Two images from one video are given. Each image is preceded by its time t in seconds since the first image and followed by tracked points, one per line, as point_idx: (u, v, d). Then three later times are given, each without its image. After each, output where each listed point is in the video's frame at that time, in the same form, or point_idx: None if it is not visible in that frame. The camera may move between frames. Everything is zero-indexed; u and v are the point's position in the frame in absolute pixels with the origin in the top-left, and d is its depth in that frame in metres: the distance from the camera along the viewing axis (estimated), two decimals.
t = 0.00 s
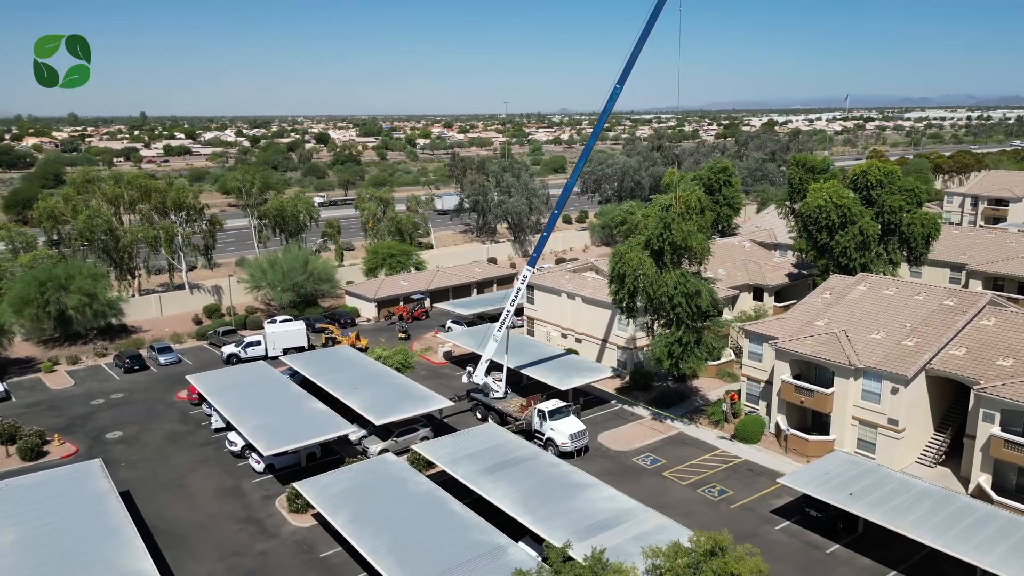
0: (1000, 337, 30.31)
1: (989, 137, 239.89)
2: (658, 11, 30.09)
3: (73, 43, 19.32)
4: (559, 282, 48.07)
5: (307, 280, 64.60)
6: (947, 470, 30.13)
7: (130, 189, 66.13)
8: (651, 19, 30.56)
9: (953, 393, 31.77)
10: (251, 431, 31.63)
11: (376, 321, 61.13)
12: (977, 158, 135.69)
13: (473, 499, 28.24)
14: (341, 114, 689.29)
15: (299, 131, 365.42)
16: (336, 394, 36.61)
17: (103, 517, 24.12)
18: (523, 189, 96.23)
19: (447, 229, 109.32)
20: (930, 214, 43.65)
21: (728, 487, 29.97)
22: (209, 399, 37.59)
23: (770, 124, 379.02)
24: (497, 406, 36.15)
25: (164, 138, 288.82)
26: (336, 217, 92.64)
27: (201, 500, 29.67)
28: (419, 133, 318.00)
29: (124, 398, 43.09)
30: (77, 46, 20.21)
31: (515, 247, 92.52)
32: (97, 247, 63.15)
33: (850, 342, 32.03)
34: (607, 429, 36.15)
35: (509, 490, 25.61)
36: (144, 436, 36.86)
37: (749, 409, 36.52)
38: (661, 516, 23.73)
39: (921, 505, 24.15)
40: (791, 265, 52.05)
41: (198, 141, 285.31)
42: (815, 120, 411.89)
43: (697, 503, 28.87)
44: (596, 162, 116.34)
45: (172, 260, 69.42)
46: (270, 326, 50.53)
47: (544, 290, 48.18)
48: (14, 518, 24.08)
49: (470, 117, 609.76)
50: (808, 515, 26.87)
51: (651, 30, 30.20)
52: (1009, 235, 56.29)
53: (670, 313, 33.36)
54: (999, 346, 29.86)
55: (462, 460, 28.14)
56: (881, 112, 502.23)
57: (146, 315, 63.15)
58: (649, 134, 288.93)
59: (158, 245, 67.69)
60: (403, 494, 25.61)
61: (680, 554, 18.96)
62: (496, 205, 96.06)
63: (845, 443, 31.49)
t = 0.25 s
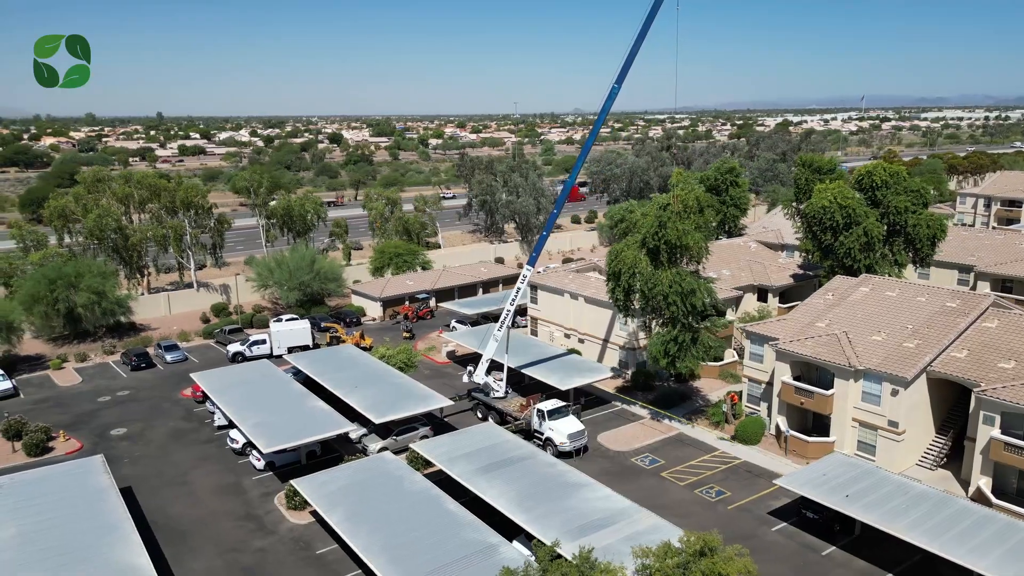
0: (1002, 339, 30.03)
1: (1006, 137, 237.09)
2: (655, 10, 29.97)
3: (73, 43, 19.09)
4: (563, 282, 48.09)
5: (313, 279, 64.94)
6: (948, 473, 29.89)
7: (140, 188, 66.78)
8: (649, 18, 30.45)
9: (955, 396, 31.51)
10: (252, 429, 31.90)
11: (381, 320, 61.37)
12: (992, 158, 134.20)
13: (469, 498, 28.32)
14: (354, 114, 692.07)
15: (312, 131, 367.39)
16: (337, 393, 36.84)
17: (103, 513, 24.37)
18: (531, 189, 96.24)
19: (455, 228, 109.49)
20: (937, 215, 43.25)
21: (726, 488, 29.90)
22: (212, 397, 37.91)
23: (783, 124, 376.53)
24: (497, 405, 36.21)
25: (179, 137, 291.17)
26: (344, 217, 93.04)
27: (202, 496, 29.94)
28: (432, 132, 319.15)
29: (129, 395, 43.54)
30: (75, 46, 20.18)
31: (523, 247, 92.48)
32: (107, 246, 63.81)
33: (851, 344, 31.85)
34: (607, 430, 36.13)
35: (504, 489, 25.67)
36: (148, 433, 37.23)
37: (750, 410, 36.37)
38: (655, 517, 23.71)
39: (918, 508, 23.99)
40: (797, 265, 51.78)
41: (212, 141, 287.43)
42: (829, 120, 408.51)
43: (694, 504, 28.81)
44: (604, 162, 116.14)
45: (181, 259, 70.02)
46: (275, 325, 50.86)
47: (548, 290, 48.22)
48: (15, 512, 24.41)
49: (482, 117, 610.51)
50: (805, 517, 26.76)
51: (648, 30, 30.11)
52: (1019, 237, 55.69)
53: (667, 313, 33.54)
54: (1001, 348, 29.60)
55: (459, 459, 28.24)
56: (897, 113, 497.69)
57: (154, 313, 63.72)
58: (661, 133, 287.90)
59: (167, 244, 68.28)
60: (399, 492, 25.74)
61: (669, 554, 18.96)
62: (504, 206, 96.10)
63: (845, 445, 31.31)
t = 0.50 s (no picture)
0: (1005, 342, 29.77)
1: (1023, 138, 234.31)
2: (653, 10, 30.20)
3: (73, 44, 18.86)
4: (566, 282, 48.11)
5: (318, 277, 65.36)
6: (948, 476, 29.67)
7: (150, 188, 67.42)
8: (647, 17, 30.65)
9: (956, 398, 31.26)
10: (253, 426, 32.16)
11: (387, 320, 61.62)
12: (1007, 159, 132.71)
13: (466, 496, 28.44)
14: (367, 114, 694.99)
15: (326, 131, 369.48)
16: (338, 391, 37.07)
17: (102, 508, 24.66)
18: (539, 189, 96.25)
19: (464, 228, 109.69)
20: (942, 216, 42.86)
21: (724, 489, 29.82)
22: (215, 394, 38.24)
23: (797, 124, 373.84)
24: (497, 405, 36.29)
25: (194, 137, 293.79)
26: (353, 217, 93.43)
27: (202, 493, 30.23)
28: (445, 133, 319.73)
29: (135, 392, 44.00)
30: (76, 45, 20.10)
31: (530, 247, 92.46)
32: (117, 244, 64.48)
33: (852, 345, 31.67)
34: (607, 430, 36.12)
35: (500, 488, 25.75)
36: (152, 430, 37.61)
37: (751, 411, 36.22)
38: (649, 518, 23.70)
39: (915, 511, 23.83)
40: (802, 266, 51.48)
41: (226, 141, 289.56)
42: (853, 120, 402.07)
43: (691, 504, 28.77)
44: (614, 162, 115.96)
45: (190, 258, 70.63)
46: (280, 324, 51.22)
47: (551, 290, 48.27)
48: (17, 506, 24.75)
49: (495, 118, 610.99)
50: (802, 519, 26.63)
51: (647, 29, 30.34)
52: None
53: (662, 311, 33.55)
54: (1003, 350, 29.33)
55: (457, 458, 28.34)
56: (913, 113, 492.45)
57: (163, 311, 64.31)
58: (674, 133, 286.95)
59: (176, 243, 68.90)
60: (395, 490, 25.88)
61: (658, 553, 18.96)
62: (512, 206, 96.15)
63: (845, 447, 31.13)
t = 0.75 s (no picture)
0: (1007, 344, 29.50)
1: None
2: (650, 9, 30.25)
3: (73, 43, 18.67)
4: (570, 282, 48.13)
5: (324, 277, 65.70)
6: (949, 479, 29.47)
7: (159, 187, 68.03)
8: (645, 17, 30.71)
9: (958, 400, 31.02)
10: (253, 424, 32.42)
11: (392, 319, 61.85)
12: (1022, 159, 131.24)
13: (463, 495, 28.55)
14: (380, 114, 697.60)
15: (338, 131, 371.18)
16: (340, 389, 37.29)
17: (102, 503, 25.03)
18: (547, 189, 96.23)
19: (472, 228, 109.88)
20: (948, 217, 42.49)
21: (722, 490, 29.75)
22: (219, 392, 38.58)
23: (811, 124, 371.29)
24: (497, 404, 36.35)
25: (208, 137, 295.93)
26: (360, 216, 93.83)
27: (203, 489, 30.51)
28: (457, 132, 320.40)
29: (141, 389, 44.46)
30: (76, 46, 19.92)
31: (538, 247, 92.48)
32: (126, 243, 65.08)
33: (852, 346, 31.52)
34: (607, 430, 36.12)
35: (495, 487, 25.84)
36: (156, 427, 38.01)
37: (752, 412, 36.08)
38: (643, 518, 23.70)
39: (911, 514, 23.69)
40: (807, 267, 51.20)
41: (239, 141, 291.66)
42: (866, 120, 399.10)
43: (688, 505, 28.73)
44: (622, 163, 115.86)
45: (198, 257, 71.17)
46: (285, 322, 51.54)
47: (554, 290, 48.29)
48: (19, 501, 25.15)
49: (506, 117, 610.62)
50: (798, 520, 26.55)
51: (643, 28, 30.45)
52: None
53: (656, 310, 33.78)
54: (1005, 352, 29.07)
55: (454, 456, 28.46)
56: (929, 113, 487.56)
57: (171, 310, 64.86)
58: (686, 133, 285.93)
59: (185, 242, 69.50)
60: (391, 489, 26.02)
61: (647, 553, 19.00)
62: (519, 206, 96.17)
63: (845, 449, 31.00)
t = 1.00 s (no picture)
0: (1009, 346, 29.25)
1: None
2: (648, 9, 30.43)
3: (73, 43, 18.39)
4: (574, 282, 48.16)
5: (331, 276, 66.04)
6: (950, 482, 29.25)
7: (168, 186, 68.67)
8: (644, 17, 30.85)
9: (960, 403, 30.78)
10: (255, 421, 32.73)
11: (398, 318, 62.12)
12: None
13: (461, 494, 28.66)
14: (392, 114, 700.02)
15: (351, 130, 372.97)
16: (341, 388, 37.55)
17: (102, 498, 25.31)
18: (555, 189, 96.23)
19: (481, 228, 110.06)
20: (955, 218, 42.10)
21: (720, 491, 29.69)
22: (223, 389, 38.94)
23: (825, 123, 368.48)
24: (498, 404, 36.44)
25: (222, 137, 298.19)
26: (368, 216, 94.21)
27: (204, 486, 30.81)
28: (470, 132, 320.93)
29: (148, 387, 44.92)
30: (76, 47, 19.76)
31: (545, 247, 92.51)
32: (136, 242, 65.73)
33: (853, 348, 31.35)
34: (608, 430, 36.12)
35: (491, 486, 25.94)
36: (161, 424, 38.41)
37: (753, 413, 35.95)
38: (637, 518, 23.71)
39: (907, 516, 23.57)
40: (813, 268, 50.92)
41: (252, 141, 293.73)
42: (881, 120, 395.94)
43: (686, 506, 28.69)
44: (631, 163, 115.66)
45: (207, 256, 71.77)
46: (291, 321, 51.89)
47: (558, 290, 48.31)
48: (21, 495, 25.50)
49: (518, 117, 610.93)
50: (796, 522, 26.47)
51: (641, 28, 30.65)
52: None
53: (650, 308, 33.92)
54: (1008, 355, 28.81)
55: (451, 455, 28.60)
56: (946, 112, 482.35)
57: (180, 308, 65.43)
58: (699, 134, 284.76)
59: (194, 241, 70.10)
60: (389, 487, 26.20)
61: (637, 553, 19.04)
62: (528, 206, 96.17)
63: (845, 451, 30.84)
